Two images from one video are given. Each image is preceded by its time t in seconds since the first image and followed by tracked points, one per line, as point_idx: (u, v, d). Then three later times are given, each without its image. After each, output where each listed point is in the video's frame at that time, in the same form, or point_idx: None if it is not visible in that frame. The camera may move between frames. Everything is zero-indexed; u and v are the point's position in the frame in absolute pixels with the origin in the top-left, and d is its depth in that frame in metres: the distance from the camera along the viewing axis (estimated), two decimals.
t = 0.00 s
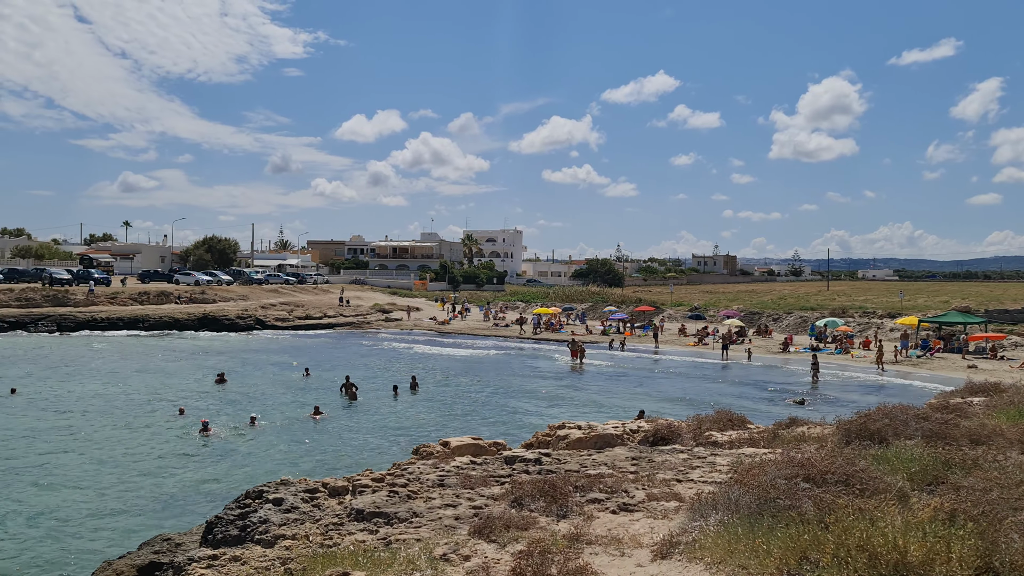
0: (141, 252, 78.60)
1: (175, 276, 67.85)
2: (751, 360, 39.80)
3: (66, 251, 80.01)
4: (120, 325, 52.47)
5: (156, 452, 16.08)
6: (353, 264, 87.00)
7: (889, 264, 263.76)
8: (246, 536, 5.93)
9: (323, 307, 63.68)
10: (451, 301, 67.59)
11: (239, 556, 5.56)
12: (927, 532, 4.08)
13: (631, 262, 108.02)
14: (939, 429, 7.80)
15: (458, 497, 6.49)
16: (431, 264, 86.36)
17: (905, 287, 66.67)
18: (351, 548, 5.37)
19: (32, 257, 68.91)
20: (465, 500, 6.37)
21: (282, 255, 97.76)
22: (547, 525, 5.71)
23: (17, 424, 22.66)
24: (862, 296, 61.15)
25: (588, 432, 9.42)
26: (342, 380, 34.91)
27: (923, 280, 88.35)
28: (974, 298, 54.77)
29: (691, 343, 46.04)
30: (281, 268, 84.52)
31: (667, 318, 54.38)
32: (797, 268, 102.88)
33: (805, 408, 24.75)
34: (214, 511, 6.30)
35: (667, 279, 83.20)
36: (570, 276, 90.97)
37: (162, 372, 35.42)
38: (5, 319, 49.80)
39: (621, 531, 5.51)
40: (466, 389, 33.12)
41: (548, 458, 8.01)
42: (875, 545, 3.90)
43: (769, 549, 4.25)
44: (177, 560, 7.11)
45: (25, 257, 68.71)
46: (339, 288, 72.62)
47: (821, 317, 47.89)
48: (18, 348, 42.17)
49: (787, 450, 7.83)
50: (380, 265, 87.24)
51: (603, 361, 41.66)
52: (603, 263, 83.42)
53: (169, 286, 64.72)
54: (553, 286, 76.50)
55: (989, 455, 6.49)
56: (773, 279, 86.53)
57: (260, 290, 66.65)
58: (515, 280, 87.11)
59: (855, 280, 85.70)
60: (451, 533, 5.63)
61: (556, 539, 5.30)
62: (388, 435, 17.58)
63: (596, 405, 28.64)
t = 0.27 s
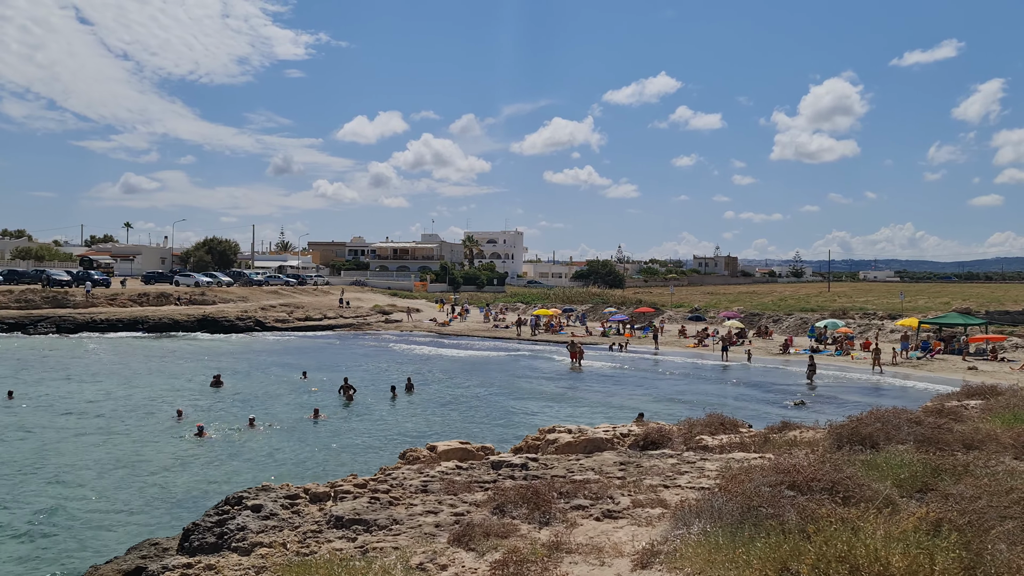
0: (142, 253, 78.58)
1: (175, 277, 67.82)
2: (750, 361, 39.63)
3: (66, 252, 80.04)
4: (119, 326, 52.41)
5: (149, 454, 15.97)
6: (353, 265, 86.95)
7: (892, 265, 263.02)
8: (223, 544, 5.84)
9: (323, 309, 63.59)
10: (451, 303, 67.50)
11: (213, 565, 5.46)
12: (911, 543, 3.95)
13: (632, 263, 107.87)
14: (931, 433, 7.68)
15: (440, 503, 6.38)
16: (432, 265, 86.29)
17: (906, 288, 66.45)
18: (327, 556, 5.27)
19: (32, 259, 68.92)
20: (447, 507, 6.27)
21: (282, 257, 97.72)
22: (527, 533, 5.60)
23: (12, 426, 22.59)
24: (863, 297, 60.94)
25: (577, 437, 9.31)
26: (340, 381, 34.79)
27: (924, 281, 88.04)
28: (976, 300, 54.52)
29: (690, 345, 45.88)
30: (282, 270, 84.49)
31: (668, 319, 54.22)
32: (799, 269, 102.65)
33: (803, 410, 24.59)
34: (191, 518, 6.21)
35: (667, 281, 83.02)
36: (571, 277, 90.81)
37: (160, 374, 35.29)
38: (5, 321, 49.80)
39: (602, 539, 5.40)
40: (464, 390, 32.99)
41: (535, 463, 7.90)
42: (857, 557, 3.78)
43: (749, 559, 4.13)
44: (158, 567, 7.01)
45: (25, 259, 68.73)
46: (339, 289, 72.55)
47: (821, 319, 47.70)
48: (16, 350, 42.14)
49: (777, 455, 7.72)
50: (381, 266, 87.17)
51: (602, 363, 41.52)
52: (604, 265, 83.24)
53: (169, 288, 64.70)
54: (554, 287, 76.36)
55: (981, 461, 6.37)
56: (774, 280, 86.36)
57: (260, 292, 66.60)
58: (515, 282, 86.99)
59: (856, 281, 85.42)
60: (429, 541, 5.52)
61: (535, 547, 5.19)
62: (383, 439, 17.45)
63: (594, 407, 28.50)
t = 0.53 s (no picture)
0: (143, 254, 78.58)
1: (176, 278, 67.80)
2: (751, 362, 39.43)
3: (68, 253, 80.04)
4: (119, 327, 52.37)
5: (143, 454, 15.83)
6: (355, 266, 86.87)
7: (895, 265, 262.18)
8: (200, 548, 5.73)
9: (323, 310, 63.49)
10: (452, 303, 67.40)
11: (188, 570, 5.34)
12: (898, 549, 3.82)
13: (634, 264, 107.70)
14: (926, 435, 7.55)
15: (423, 507, 6.27)
16: (433, 266, 86.20)
17: (908, 289, 66.17)
18: (304, 561, 5.15)
19: (33, 260, 68.94)
20: (430, 510, 6.15)
21: (284, 257, 97.70)
22: (510, 538, 5.48)
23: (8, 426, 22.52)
24: (865, 298, 60.66)
25: (568, 438, 9.18)
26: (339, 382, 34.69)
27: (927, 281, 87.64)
28: (978, 300, 54.29)
29: (691, 346, 45.72)
30: (283, 270, 84.40)
31: (669, 320, 54.02)
32: (801, 270, 102.36)
33: (803, 411, 24.44)
34: (169, 522, 6.10)
35: (669, 281, 82.84)
36: (572, 277, 90.64)
37: (159, 375, 35.19)
38: (5, 322, 49.79)
39: (585, 544, 5.28)
40: (462, 391, 32.83)
41: (523, 464, 7.77)
42: (841, 565, 3.65)
43: (731, 565, 4.01)
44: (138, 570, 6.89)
45: (26, 260, 68.74)
46: (340, 290, 72.50)
47: (822, 319, 47.46)
48: (15, 350, 42.12)
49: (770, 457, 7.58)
50: (382, 267, 87.08)
51: (603, 363, 41.36)
52: (605, 265, 83.02)
53: (169, 289, 64.66)
54: (555, 288, 76.18)
55: (975, 464, 6.23)
56: (776, 281, 86.12)
57: (261, 293, 66.55)
58: (517, 282, 86.86)
59: (858, 282, 85.14)
60: (409, 546, 5.40)
61: (516, 552, 5.07)
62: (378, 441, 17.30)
63: (594, 408, 28.38)
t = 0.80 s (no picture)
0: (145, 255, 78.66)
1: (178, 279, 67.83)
2: (753, 364, 39.25)
3: (70, 254, 80.14)
4: (121, 328, 52.34)
5: (138, 455, 15.70)
6: (357, 267, 86.81)
7: (899, 267, 261.38)
8: (179, 556, 5.62)
9: (325, 311, 63.42)
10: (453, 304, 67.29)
11: None
12: (890, 562, 3.67)
13: (637, 265, 107.41)
14: (924, 439, 7.39)
15: (408, 513, 6.14)
16: (435, 267, 86.12)
17: (912, 290, 65.90)
18: (282, 570, 5.03)
19: (35, 261, 69.00)
20: (415, 517, 6.03)
21: (286, 258, 97.77)
22: (494, 545, 5.35)
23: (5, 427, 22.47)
24: (868, 299, 60.36)
25: (561, 442, 9.04)
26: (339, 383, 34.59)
27: (931, 282, 87.27)
28: (982, 301, 53.98)
29: (693, 347, 45.53)
30: (285, 271, 84.36)
31: (671, 321, 53.82)
32: (804, 271, 102.01)
33: (804, 414, 24.26)
34: (148, 528, 5.99)
35: (671, 282, 82.59)
36: (575, 278, 90.46)
37: (159, 376, 35.13)
38: (7, 323, 49.84)
39: (571, 554, 5.14)
40: (463, 392, 32.70)
41: (514, 469, 7.63)
42: None
43: None
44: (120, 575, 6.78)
45: (28, 261, 68.81)
46: (342, 290, 72.47)
47: (825, 321, 47.23)
48: (16, 351, 42.13)
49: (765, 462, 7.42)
50: (384, 268, 87.00)
51: (604, 364, 41.19)
52: (608, 266, 82.84)
53: (171, 290, 64.66)
54: (557, 289, 76.05)
55: (974, 470, 6.07)
56: (779, 282, 85.73)
57: (262, 294, 66.54)
58: (519, 283, 86.68)
59: (862, 283, 84.73)
60: (391, 554, 5.26)
61: (498, 561, 4.92)
62: (376, 443, 17.17)
63: (594, 409, 28.22)
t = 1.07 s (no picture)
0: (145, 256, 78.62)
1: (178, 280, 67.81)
2: (753, 365, 39.12)
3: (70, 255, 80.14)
4: (120, 330, 52.27)
5: (130, 458, 15.58)
6: (357, 268, 86.79)
7: (901, 268, 261.13)
8: (153, 563, 5.52)
9: (324, 312, 63.35)
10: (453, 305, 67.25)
11: None
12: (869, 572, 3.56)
13: (637, 266, 107.35)
14: (915, 442, 7.27)
15: (388, 519, 6.04)
16: (436, 268, 86.07)
17: (912, 291, 65.73)
18: None
19: (35, 262, 69.00)
20: (394, 523, 5.93)
21: (287, 259, 97.80)
22: (473, 552, 5.25)
23: None
24: (868, 300, 60.20)
25: (550, 445, 8.93)
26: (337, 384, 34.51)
27: (932, 283, 87.15)
28: (982, 302, 53.86)
29: (693, 348, 45.44)
30: (286, 272, 84.36)
31: (671, 322, 53.67)
32: (805, 272, 101.93)
33: (802, 415, 24.16)
34: (123, 535, 5.89)
35: (672, 283, 82.50)
36: (575, 279, 90.34)
37: (157, 377, 35.05)
38: (6, 324, 49.80)
39: (549, 562, 5.03)
40: (461, 393, 32.59)
41: (500, 473, 7.52)
42: None
43: None
44: None
45: (28, 262, 68.80)
46: (342, 292, 72.43)
47: (825, 322, 47.08)
48: (14, 353, 42.08)
49: (755, 467, 7.31)
50: (384, 269, 86.95)
51: (603, 366, 41.09)
52: (608, 267, 82.72)
53: (171, 291, 64.65)
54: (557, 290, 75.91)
55: (963, 475, 5.96)
56: (780, 283, 85.66)
57: (262, 295, 66.50)
58: (519, 284, 86.60)
59: (862, 284, 84.68)
60: (367, 562, 5.16)
61: (474, 569, 4.82)
62: (371, 445, 17.07)
63: (592, 410, 28.11)
